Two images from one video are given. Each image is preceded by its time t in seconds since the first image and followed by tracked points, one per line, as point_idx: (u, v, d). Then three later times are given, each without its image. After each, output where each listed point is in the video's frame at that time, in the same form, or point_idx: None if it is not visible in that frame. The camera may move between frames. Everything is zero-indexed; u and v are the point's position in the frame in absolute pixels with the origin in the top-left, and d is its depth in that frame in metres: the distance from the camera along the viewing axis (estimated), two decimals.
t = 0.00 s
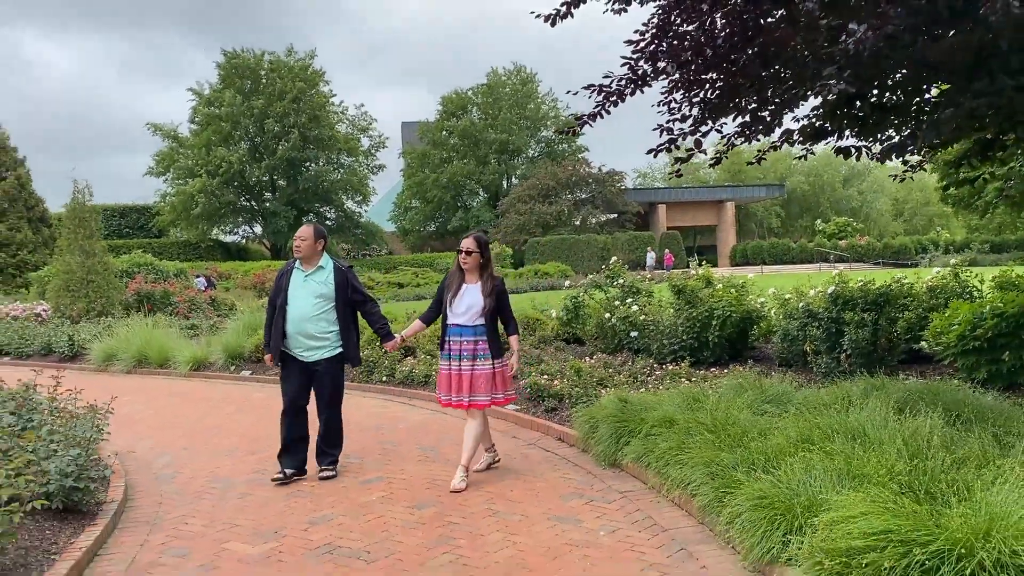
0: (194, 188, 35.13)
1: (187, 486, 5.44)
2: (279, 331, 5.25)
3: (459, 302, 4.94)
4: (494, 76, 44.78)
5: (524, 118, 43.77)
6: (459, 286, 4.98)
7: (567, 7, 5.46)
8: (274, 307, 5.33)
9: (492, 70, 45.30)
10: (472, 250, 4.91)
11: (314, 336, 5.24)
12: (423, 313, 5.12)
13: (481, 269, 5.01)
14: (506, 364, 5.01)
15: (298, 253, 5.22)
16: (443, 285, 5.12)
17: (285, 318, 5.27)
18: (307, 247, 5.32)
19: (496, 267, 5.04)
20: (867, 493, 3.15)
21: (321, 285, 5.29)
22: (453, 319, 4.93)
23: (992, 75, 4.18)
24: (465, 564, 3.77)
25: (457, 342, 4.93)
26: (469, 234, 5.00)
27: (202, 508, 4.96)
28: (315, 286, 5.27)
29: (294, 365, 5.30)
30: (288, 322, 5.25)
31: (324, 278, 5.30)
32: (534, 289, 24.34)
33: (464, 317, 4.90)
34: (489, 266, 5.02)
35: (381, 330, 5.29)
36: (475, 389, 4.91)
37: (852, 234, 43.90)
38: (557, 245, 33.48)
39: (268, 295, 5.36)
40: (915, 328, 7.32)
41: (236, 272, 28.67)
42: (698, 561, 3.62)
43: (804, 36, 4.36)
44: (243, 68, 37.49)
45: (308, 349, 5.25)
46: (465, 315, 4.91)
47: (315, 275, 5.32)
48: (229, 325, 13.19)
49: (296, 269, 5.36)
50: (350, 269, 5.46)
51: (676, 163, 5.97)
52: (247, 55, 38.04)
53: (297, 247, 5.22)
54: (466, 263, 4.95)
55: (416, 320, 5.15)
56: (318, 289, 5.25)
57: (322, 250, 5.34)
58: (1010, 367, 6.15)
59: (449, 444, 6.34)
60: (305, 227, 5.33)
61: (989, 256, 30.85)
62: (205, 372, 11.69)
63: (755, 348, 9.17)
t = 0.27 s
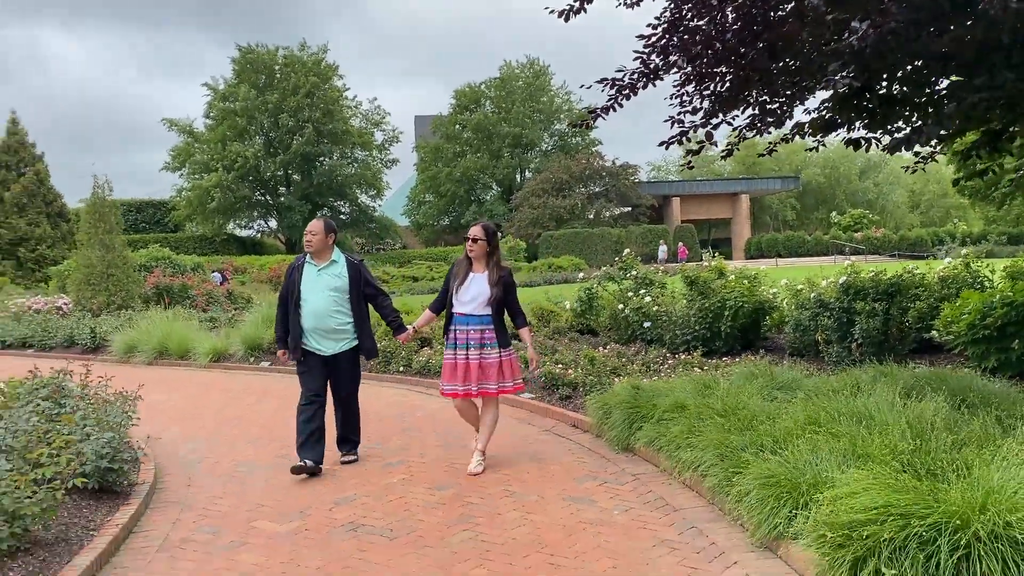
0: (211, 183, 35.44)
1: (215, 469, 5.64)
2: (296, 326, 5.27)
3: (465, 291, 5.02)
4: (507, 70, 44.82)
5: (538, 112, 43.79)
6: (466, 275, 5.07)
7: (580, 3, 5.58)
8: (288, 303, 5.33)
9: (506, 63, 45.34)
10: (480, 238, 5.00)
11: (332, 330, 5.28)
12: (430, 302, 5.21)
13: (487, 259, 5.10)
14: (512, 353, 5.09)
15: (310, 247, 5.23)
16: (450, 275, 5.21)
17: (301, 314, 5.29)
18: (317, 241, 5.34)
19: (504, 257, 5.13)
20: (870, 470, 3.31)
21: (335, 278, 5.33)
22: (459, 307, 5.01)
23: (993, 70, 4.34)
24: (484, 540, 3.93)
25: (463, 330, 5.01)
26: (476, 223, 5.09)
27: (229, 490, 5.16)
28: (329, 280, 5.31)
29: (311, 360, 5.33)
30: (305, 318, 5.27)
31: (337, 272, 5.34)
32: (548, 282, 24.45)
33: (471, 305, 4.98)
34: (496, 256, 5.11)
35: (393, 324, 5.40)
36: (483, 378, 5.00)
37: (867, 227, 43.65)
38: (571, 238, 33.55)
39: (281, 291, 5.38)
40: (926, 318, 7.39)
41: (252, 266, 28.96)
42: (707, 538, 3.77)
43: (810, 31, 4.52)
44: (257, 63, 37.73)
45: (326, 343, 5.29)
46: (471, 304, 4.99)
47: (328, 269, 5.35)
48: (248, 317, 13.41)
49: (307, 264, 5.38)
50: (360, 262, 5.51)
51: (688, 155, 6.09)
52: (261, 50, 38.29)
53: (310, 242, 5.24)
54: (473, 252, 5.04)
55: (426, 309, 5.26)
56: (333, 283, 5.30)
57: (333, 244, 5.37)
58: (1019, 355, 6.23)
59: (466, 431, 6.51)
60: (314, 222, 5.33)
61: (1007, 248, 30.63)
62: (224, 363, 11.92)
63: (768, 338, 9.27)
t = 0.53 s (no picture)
0: (230, 178, 35.85)
1: (241, 459, 5.81)
2: (306, 321, 5.31)
3: (479, 290, 4.98)
4: (523, 62, 44.83)
5: (554, 104, 43.80)
6: (476, 274, 5.03)
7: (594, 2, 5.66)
8: (297, 298, 5.36)
9: (522, 55, 45.35)
10: (489, 236, 4.97)
11: (341, 324, 5.31)
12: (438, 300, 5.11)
13: (496, 256, 5.08)
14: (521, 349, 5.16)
15: (317, 243, 5.25)
16: (456, 272, 5.14)
17: (310, 308, 5.32)
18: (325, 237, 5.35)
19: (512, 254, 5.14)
20: (876, 459, 3.40)
21: (344, 273, 5.36)
22: (473, 306, 4.97)
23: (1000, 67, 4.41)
24: (501, 527, 4.07)
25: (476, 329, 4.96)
26: (484, 221, 5.04)
27: (255, 479, 5.33)
28: (338, 275, 5.33)
29: (322, 354, 5.36)
30: (314, 312, 5.30)
31: (345, 266, 5.37)
32: (564, 274, 24.56)
33: (486, 304, 4.96)
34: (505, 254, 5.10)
35: (399, 319, 5.36)
36: (497, 376, 5.01)
37: (886, 217, 43.30)
38: (587, 230, 33.61)
39: (290, 288, 5.41)
40: (941, 309, 7.42)
41: (271, 259, 29.31)
42: (718, 525, 3.89)
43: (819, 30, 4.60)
44: (276, 58, 38.07)
45: (336, 338, 5.31)
46: (485, 302, 4.97)
47: (336, 264, 5.37)
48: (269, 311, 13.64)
49: (315, 260, 5.39)
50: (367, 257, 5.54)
51: (702, 150, 6.16)
52: (279, 45, 38.61)
53: (318, 237, 5.25)
54: (482, 250, 5.00)
55: (433, 304, 5.16)
56: (341, 278, 5.32)
57: (341, 239, 5.39)
58: None
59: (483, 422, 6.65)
60: (321, 218, 5.34)
61: None
62: (247, 356, 12.16)
63: (783, 330, 9.33)
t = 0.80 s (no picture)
0: (251, 168, 36.16)
1: (265, 442, 5.97)
2: (317, 308, 5.29)
3: (484, 274, 4.97)
4: (541, 50, 44.70)
5: (572, 91, 43.69)
6: (482, 258, 5.01)
7: None
8: (310, 284, 5.35)
9: (540, 43, 45.23)
10: (492, 221, 4.93)
11: (351, 312, 5.26)
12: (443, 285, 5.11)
13: (502, 240, 5.04)
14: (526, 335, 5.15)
15: (330, 230, 5.21)
16: (461, 256, 5.12)
17: (321, 295, 5.30)
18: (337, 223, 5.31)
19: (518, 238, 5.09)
20: (886, 437, 3.50)
21: (356, 261, 5.31)
22: (478, 290, 4.97)
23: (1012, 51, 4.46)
24: (519, 505, 4.19)
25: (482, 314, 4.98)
26: (489, 205, 4.99)
27: (280, 461, 5.48)
28: (349, 262, 5.29)
29: (332, 341, 5.33)
30: (325, 299, 5.28)
31: (357, 254, 5.32)
32: (582, 262, 24.60)
33: (491, 289, 4.95)
34: (511, 238, 5.05)
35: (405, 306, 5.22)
36: (500, 361, 5.02)
37: (909, 202, 42.82)
38: (606, 219, 33.60)
39: (303, 274, 5.39)
40: (959, 294, 7.42)
41: (292, 249, 29.61)
42: (731, 503, 3.97)
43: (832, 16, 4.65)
44: (295, 48, 38.26)
45: (345, 325, 5.27)
46: (491, 287, 4.96)
47: (348, 251, 5.33)
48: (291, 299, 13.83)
49: (328, 247, 5.36)
50: (381, 246, 5.46)
51: (716, 135, 6.21)
52: (298, 36, 38.81)
53: (329, 224, 5.22)
54: (485, 234, 4.97)
55: (437, 295, 5.14)
56: (352, 265, 5.27)
57: (354, 226, 5.34)
58: None
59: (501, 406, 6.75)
60: (335, 204, 5.31)
61: None
62: (270, 344, 12.36)
63: (800, 316, 9.35)
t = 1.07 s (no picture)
0: (271, 157, 36.44)
1: (291, 422, 6.13)
2: (334, 296, 5.32)
3: (493, 259, 4.90)
4: (558, 34, 44.51)
5: (590, 76, 43.50)
6: (491, 242, 4.94)
7: None
8: (327, 271, 5.39)
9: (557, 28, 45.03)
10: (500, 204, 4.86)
11: (365, 301, 5.27)
12: (455, 270, 5.10)
13: (511, 224, 4.96)
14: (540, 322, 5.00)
15: (348, 217, 5.25)
16: (475, 241, 5.08)
17: (337, 283, 5.33)
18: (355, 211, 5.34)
19: (528, 221, 4.98)
20: (898, 412, 3.61)
21: (372, 249, 5.32)
22: (488, 275, 4.91)
23: None
24: (539, 480, 4.31)
25: (491, 298, 4.92)
26: (497, 188, 4.93)
27: (306, 440, 5.64)
28: (365, 251, 5.30)
29: (349, 329, 5.36)
30: (341, 287, 5.30)
31: (374, 243, 5.33)
32: (600, 247, 24.61)
33: (499, 274, 4.88)
34: (520, 221, 4.96)
35: (423, 294, 5.21)
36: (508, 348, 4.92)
37: (932, 184, 42.28)
38: (625, 204, 33.51)
39: (321, 261, 5.43)
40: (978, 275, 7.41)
41: (313, 237, 29.83)
42: (745, 478, 4.07)
43: None
44: (313, 37, 38.42)
45: (359, 314, 5.28)
46: (499, 271, 4.89)
47: (365, 240, 5.34)
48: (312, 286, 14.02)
49: (346, 234, 5.39)
50: (399, 234, 5.47)
51: (731, 117, 6.25)
52: (316, 24, 38.96)
53: (347, 212, 5.24)
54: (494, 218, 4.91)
55: (450, 280, 5.07)
56: (369, 253, 5.29)
57: (372, 214, 5.34)
58: None
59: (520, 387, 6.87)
60: (354, 191, 5.34)
61: None
62: (293, 330, 12.58)
63: (819, 298, 9.40)
